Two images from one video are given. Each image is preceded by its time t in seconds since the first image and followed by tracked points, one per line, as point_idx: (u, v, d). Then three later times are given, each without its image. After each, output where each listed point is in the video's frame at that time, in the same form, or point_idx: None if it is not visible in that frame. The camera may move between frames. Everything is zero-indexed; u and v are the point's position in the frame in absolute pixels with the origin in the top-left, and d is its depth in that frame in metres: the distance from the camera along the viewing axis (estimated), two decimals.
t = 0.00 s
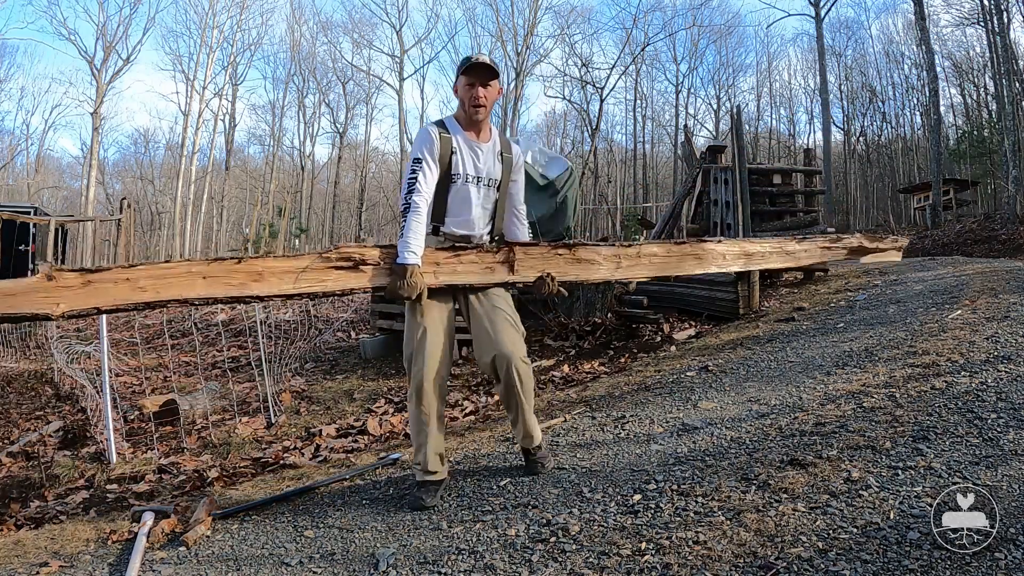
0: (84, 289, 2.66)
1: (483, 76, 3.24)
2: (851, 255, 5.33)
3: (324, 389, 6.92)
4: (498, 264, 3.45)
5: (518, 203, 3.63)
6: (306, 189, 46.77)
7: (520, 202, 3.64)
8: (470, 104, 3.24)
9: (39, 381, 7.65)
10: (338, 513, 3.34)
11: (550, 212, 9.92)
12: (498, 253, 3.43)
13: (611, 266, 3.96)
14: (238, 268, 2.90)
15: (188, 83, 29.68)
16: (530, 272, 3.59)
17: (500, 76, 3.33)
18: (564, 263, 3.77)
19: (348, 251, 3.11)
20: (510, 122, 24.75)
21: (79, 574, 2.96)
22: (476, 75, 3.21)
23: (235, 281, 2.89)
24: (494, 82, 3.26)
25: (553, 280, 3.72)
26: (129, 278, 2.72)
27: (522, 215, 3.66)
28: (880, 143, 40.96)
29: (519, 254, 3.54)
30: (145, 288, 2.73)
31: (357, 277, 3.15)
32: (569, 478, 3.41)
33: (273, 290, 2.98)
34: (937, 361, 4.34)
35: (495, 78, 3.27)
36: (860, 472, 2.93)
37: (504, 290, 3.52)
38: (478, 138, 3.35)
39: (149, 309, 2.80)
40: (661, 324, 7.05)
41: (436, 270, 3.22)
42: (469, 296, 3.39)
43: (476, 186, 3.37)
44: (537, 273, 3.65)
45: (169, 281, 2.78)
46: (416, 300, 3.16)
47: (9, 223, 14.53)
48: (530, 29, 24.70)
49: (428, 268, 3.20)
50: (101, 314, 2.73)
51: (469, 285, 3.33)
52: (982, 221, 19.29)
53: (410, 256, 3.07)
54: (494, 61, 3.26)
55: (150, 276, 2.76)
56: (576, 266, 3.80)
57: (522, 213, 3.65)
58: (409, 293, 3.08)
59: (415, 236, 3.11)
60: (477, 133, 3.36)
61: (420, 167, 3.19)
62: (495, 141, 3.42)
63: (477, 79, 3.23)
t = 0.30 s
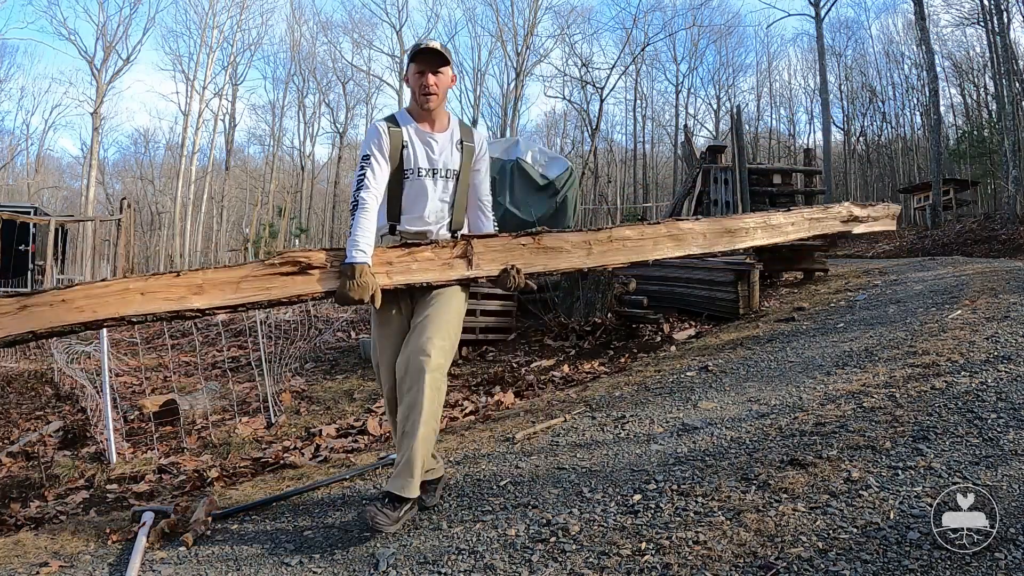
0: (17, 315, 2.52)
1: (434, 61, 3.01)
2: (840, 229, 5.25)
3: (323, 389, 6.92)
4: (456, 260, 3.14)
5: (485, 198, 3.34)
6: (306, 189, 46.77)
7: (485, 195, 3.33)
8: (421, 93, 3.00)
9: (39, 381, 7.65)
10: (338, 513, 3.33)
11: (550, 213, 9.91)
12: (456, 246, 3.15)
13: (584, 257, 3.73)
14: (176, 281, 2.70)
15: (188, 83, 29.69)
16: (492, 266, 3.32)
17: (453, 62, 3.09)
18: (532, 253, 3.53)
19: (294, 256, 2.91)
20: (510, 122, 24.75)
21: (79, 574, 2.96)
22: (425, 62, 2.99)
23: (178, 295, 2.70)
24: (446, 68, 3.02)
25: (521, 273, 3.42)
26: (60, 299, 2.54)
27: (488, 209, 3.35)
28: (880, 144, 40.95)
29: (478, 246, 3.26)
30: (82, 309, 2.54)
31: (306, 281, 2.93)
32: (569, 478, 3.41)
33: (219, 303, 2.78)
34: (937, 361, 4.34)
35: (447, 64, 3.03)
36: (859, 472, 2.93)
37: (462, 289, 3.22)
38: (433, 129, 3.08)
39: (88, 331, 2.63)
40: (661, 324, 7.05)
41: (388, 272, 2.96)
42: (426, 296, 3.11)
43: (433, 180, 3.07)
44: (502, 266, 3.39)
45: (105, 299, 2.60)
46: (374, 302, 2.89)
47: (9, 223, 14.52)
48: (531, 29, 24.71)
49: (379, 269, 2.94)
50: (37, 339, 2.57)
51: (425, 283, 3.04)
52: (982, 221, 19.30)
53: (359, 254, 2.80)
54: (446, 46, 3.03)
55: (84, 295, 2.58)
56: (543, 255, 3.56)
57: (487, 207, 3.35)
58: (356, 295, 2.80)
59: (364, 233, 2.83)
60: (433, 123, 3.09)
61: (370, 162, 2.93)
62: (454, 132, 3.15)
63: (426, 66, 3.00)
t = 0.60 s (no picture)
0: None
1: (376, 60, 2.76)
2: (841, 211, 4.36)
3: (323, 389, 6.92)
4: (407, 279, 2.87)
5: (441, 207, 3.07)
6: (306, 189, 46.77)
7: (439, 205, 3.06)
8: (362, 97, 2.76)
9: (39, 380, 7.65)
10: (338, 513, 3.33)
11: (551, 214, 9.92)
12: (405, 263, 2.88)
13: (552, 263, 3.29)
14: (105, 325, 2.54)
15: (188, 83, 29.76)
16: (449, 282, 3.00)
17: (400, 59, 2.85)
18: (492, 263, 3.13)
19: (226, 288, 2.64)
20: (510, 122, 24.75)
21: (79, 574, 2.96)
22: (366, 61, 2.75)
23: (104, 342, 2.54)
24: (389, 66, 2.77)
25: (479, 288, 3.07)
26: None
27: (442, 219, 3.09)
28: (881, 143, 40.95)
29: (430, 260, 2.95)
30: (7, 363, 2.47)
31: (242, 316, 2.67)
32: (569, 478, 3.41)
33: (149, 345, 2.59)
34: (937, 361, 4.34)
35: (391, 61, 2.79)
36: (860, 472, 2.93)
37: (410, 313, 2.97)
38: (378, 134, 2.84)
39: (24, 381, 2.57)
40: (661, 325, 7.04)
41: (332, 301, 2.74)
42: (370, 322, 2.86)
43: (378, 192, 2.84)
44: (459, 282, 3.04)
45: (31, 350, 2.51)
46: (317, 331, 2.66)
47: (9, 223, 14.52)
48: (530, 29, 24.73)
49: (321, 296, 2.72)
50: None
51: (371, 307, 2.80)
52: (981, 221, 19.31)
53: (298, 281, 2.61)
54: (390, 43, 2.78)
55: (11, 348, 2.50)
56: (503, 264, 3.16)
57: (441, 218, 3.08)
58: (295, 325, 2.59)
59: (303, 260, 2.64)
60: (379, 129, 2.85)
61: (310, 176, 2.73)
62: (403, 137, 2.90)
63: (367, 66, 2.76)
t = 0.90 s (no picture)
0: None
1: (301, 58, 2.59)
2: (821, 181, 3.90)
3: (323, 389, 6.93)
4: (335, 285, 2.67)
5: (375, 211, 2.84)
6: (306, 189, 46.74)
7: (372, 208, 2.83)
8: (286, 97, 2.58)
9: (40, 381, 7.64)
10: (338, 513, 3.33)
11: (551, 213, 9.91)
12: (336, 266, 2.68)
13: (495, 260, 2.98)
14: (26, 354, 2.55)
15: (188, 83, 29.77)
16: (379, 285, 2.76)
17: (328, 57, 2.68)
18: (428, 263, 2.86)
19: (140, 308, 2.56)
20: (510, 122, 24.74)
21: (80, 574, 2.96)
22: (289, 59, 2.57)
23: (27, 369, 2.54)
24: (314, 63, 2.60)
25: (414, 291, 2.80)
26: None
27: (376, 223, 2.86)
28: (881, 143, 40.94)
29: (357, 263, 2.71)
30: None
31: (162, 334, 2.56)
32: (569, 478, 3.41)
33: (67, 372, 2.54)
34: (938, 361, 4.34)
35: (317, 59, 2.62)
36: (860, 472, 2.93)
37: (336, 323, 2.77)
38: (305, 136, 2.63)
39: None
40: (660, 324, 7.04)
41: (255, 315, 2.55)
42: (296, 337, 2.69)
43: (305, 197, 2.62)
44: (391, 286, 2.79)
45: None
46: (239, 348, 2.48)
47: (9, 223, 14.50)
48: (531, 29, 24.71)
49: (243, 310, 2.54)
50: None
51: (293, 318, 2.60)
52: (982, 221, 19.30)
53: (217, 295, 2.42)
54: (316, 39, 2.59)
55: None
56: (440, 264, 2.88)
57: (374, 221, 2.85)
58: (214, 343, 2.41)
59: (222, 276, 2.43)
60: (306, 130, 2.64)
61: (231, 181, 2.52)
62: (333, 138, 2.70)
63: (291, 64, 2.59)
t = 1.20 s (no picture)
0: None
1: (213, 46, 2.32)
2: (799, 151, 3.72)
3: (323, 389, 6.94)
4: (243, 287, 2.42)
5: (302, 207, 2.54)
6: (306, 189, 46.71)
7: (297, 204, 2.53)
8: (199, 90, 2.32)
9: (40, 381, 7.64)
10: (338, 513, 3.33)
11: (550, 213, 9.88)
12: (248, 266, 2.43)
13: (417, 250, 2.78)
14: None
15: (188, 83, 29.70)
16: (292, 284, 2.50)
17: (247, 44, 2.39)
18: (343, 258, 2.64)
19: (49, 321, 2.50)
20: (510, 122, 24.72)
21: (80, 573, 2.96)
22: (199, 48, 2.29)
23: None
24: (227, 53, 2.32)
25: (329, 287, 2.54)
26: None
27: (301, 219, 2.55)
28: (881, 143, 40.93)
29: (268, 262, 2.45)
30: None
31: (64, 344, 2.49)
32: (569, 478, 3.41)
33: None
34: (938, 361, 4.34)
35: (232, 47, 2.34)
36: (860, 472, 2.93)
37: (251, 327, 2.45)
38: (225, 131, 2.38)
39: None
40: (660, 324, 7.04)
41: (158, 323, 2.37)
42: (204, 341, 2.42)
43: (222, 195, 2.36)
44: (305, 283, 2.52)
45: None
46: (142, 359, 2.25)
47: (9, 223, 14.48)
48: (531, 29, 24.67)
49: (145, 318, 2.37)
50: None
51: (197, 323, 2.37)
52: (982, 221, 19.29)
53: (117, 299, 2.24)
54: (231, 25, 2.33)
55: None
56: (357, 257, 2.66)
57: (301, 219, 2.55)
58: (110, 351, 2.19)
59: (124, 281, 2.24)
60: (227, 125, 2.39)
61: (145, 182, 2.33)
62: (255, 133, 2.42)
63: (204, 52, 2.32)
